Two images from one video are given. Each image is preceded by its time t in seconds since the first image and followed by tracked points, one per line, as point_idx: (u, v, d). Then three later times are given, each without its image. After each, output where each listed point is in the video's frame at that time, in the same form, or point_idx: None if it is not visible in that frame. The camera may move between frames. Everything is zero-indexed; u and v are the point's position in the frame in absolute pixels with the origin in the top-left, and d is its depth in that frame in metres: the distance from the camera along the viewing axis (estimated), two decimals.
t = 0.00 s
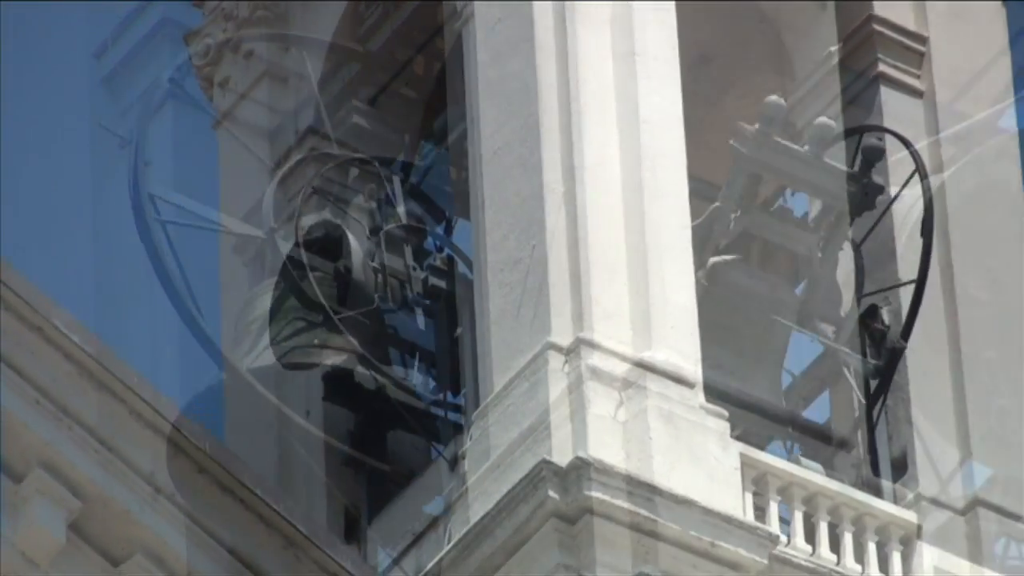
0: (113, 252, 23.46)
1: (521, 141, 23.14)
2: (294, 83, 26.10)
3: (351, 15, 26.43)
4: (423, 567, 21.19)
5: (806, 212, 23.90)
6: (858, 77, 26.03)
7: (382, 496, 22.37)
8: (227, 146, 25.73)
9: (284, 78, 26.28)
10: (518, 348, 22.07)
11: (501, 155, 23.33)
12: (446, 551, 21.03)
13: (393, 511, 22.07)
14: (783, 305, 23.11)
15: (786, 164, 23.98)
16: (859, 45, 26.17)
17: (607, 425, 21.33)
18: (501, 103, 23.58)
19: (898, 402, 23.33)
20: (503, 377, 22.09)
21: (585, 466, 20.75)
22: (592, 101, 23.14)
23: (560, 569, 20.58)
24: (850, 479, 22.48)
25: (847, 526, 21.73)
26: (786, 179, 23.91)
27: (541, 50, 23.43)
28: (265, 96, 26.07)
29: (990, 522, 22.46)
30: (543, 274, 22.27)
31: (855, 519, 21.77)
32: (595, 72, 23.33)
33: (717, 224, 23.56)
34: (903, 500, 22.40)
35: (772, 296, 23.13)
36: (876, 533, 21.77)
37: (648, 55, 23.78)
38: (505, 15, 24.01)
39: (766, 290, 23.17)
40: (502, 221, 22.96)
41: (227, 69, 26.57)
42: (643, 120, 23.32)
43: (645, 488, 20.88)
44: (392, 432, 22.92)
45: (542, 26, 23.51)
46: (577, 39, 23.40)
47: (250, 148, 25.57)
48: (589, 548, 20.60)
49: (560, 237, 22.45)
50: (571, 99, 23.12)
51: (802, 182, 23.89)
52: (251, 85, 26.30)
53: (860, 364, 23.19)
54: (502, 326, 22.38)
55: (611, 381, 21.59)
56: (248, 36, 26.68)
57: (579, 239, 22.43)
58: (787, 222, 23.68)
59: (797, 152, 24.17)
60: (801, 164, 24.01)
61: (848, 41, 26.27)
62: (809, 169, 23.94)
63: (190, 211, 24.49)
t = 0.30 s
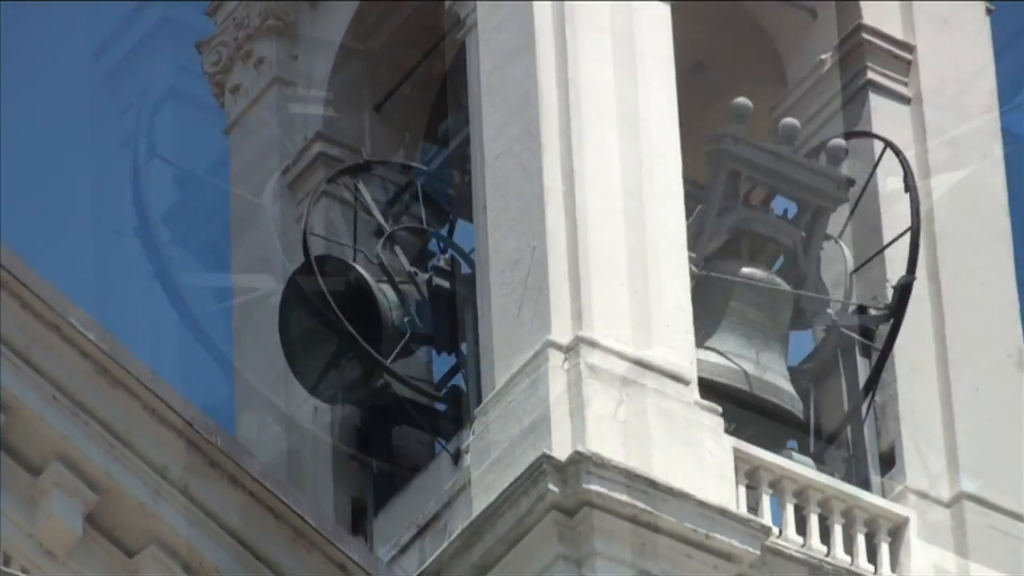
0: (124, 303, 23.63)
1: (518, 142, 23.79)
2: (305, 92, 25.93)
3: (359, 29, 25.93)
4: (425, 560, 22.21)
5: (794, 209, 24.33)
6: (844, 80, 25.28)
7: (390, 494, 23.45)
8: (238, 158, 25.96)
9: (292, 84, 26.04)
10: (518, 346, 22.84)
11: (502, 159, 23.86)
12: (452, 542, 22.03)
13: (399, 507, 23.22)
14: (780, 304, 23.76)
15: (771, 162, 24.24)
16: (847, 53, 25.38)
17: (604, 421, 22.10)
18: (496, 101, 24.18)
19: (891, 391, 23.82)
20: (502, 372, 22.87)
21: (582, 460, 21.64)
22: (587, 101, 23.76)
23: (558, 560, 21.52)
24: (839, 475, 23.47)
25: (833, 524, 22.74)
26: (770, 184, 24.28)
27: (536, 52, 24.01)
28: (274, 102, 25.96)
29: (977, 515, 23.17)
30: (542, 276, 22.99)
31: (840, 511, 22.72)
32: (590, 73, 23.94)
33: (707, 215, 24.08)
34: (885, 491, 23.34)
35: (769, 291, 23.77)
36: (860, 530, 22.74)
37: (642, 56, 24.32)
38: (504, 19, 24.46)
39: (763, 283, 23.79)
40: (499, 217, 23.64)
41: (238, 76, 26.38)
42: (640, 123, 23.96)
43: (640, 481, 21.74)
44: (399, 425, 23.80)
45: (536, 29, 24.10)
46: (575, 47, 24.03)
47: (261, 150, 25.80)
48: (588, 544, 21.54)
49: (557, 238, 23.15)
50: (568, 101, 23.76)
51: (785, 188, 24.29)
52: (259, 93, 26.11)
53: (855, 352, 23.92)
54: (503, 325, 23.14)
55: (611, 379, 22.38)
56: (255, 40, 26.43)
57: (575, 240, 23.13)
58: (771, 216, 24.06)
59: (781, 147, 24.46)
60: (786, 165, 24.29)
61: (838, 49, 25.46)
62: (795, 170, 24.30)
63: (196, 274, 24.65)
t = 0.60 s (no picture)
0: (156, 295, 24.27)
1: (519, 149, 24.59)
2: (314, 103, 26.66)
3: (365, 39, 26.62)
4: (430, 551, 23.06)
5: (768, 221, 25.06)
6: (831, 91, 26.00)
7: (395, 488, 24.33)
8: (249, 167, 26.76)
9: (301, 93, 26.77)
10: (518, 343, 23.64)
11: (503, 164, 24.67)
12: (455, 533, 22.76)
13: (404, 500, 24.08)
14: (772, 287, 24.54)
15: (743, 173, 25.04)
16: (835, 64, 26.05)
17: (600, 418, 22.90)
18: (498, 109, 24.97)
19: (879, 385, 24.53)
20: (503, 369, 23.67)
21: (581, 455, 22.45)
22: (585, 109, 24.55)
23: (556, 550, 22.32)
24: (828, 469, 24.37)
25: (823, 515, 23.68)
26: (741, 198, 25.05)
27: (536, 61, 24.81)
28: (284, 110, 26.67)
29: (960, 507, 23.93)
30: (542, 276, 23.79)
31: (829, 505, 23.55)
32: (588, 81, 24.72)
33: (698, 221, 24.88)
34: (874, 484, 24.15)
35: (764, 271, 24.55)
36: (849, 522, 23.65)
37: (639, 65, 25.11)
38: (505, 29, 25.27)
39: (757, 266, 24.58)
40: (500, 221, 24.44)
41: (248, 82, 27.13)
42: (636, 129, 24.76)
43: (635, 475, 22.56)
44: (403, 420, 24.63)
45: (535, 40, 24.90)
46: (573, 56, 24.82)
47: (270, 156, 26.57)
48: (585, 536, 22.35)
49: (556, 240, 23.95)
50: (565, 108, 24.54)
51: (761, 201, 25.04)
52: (269, 103, 26.80)
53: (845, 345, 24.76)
54: (504, 324, 23.92)
55: (609, 377, 23.21)
56: (264, 48, 27.08)
57: (573, 242, 23.93)
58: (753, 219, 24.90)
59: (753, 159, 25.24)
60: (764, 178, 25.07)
61: (826, 59, 26.14)
62: (770, 180, 25.09)
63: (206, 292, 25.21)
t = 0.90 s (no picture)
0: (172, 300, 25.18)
1: (519, 152, 25.44)
2: (321, 107, 27.56)
3: (371, 47, 27.47)
4: (434, 542, 23.91)
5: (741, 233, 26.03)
6: (822, 97, 26.82)
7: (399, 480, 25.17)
8: (259, 171, 27.69)
9: (309, 99, 27.68)
10: (517, 342, 24.49)
11: (503, 168, 25.52)
12: (457, 524, 23.71)
13: (407, 492, 24.93)
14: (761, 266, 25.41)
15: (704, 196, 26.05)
16: (824, 71, 26.88)
17: (597, 412, 23.75)
18: (498, 115, 25.81)
19: (867, 381, 25.33)
20: (503, 366, 24.52)
21: (580, 448, 23.29)
22: (581, 115, 25.40)
23: (555, 541, 23.15)
24: (818, 463, 25.25)
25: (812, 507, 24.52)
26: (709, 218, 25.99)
27: (535, 68, 25.66)
28: (292, 116, 27.58)
29: (946, 499, 24.80)
30: (541, 276, 24.60)
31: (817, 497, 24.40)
32: (585, 88, 25.57)
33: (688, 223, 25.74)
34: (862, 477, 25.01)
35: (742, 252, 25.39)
36: (837, 514, 24.50)
37: (634, 73, 25.96)
38: (505, 38, 26.12)
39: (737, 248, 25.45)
40: (500, 223, 25.28)
41: (258, 90, 28.02)
42: (632, 135, 25.62)
43: (630, 467, 23.40)
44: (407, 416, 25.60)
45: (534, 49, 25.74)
46: (571, 63, 25.66)
47: (279, 161, 27.44)
48: (583, 526, 23.18)
49: (554, 241, 24.79)
50: (563, 114, 25.39)
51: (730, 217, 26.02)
52: (277, 109, 27.71)
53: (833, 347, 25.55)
54: (505, 323, 24.76)
55: (605, 373, 24.04)
56: (273, 57, 27.97)
57: (571, 242, 24.78)
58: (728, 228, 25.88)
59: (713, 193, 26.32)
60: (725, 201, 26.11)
61: (816, 66, 26.96)
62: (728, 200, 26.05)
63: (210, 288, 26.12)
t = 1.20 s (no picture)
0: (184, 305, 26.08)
1: (519, 157, 26.31)
2: (329, 114, 28.45)
3: (377, 55, 28.34)
4: (438, 535, 24.79)
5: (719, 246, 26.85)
6: (812, 104, 27.71)
7: (404, 474, 26.03)
8: (270, 176, 28.59)
9: (317, 106, 28.57)
10: (518, 342, 25.37)
11: (504, 173, 26.39)
12: (461, 517, 24.55)
13: (412, 486, 25.79)
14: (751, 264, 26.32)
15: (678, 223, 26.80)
16: (814, 80, 27.75)
17: (596, 408, 24.61)
18: (500, 121, 26.68)
19: (856, 379, 26.23)
20: (505, 364, 25.39)
21: (579, 444, 24.16)
22: (580, 121, 26.26)
23: (555, 534, 24.04)
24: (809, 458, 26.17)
25: (802, 501, 25.38)
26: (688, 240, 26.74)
27: (535, 76, 26.53)
28: (301, 124, 28.47)
29: (932, 492, 25.68)
30: (542, 278, 25.45)
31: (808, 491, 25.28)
32: (583, 95, 26.44)
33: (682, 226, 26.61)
34: (852, 471, 25.89)
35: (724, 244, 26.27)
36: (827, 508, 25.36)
37: (631, 81, 26.83)
38: (506, 47, 26.99)
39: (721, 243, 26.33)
40: (501, 226, 26.15)
41: (268, 98, 28.93)
42: (629, 141, 26.49)
43: (628, 462, 24.27)
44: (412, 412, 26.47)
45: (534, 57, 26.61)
46: (570, 71, 26.53)
47: (289, 166, 28.33)
48: (583, 519, 24.05)
49: (554, 243, 25.65)
50: (563, 120, 26.25)
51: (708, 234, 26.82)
52: (287, 116, 28.61)
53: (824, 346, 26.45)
54: (506, 323, 25.62)
55: (603, 371, 24.90)
56: (282, 65, 28.86)
57: (570, 244, 25.65)
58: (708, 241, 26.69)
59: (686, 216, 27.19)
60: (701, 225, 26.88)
61: (806, 74, 27.84)
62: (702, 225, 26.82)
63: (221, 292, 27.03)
